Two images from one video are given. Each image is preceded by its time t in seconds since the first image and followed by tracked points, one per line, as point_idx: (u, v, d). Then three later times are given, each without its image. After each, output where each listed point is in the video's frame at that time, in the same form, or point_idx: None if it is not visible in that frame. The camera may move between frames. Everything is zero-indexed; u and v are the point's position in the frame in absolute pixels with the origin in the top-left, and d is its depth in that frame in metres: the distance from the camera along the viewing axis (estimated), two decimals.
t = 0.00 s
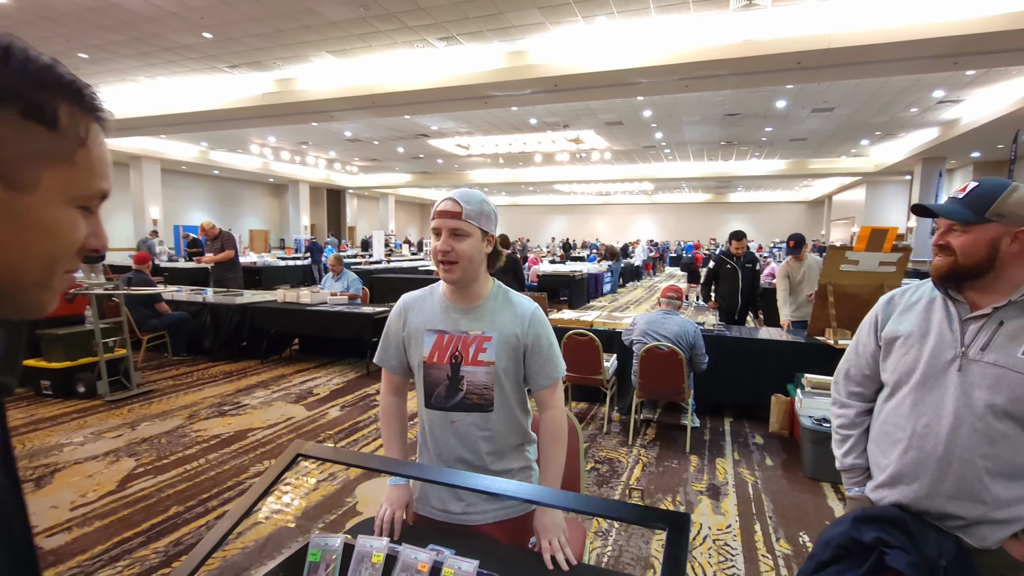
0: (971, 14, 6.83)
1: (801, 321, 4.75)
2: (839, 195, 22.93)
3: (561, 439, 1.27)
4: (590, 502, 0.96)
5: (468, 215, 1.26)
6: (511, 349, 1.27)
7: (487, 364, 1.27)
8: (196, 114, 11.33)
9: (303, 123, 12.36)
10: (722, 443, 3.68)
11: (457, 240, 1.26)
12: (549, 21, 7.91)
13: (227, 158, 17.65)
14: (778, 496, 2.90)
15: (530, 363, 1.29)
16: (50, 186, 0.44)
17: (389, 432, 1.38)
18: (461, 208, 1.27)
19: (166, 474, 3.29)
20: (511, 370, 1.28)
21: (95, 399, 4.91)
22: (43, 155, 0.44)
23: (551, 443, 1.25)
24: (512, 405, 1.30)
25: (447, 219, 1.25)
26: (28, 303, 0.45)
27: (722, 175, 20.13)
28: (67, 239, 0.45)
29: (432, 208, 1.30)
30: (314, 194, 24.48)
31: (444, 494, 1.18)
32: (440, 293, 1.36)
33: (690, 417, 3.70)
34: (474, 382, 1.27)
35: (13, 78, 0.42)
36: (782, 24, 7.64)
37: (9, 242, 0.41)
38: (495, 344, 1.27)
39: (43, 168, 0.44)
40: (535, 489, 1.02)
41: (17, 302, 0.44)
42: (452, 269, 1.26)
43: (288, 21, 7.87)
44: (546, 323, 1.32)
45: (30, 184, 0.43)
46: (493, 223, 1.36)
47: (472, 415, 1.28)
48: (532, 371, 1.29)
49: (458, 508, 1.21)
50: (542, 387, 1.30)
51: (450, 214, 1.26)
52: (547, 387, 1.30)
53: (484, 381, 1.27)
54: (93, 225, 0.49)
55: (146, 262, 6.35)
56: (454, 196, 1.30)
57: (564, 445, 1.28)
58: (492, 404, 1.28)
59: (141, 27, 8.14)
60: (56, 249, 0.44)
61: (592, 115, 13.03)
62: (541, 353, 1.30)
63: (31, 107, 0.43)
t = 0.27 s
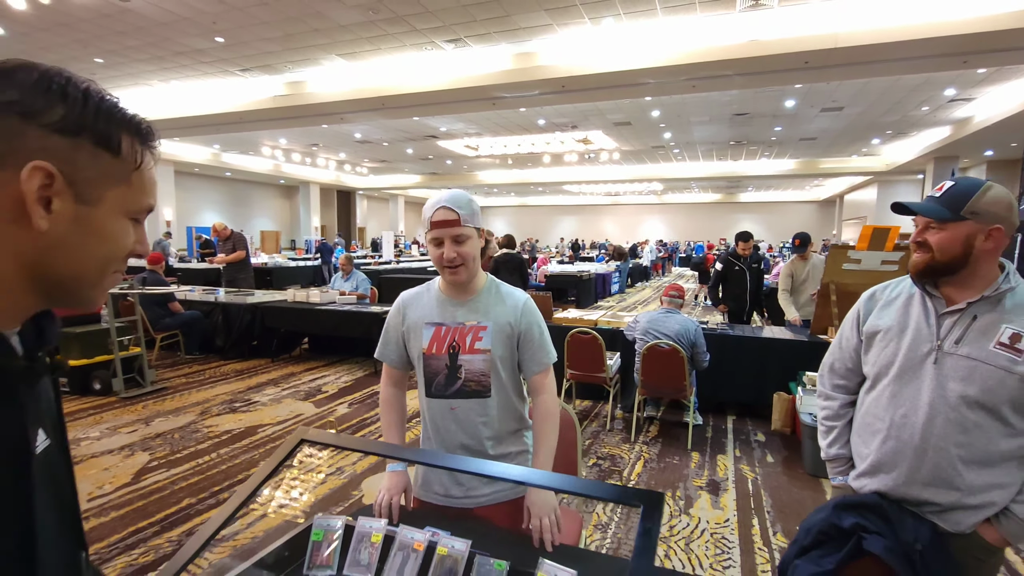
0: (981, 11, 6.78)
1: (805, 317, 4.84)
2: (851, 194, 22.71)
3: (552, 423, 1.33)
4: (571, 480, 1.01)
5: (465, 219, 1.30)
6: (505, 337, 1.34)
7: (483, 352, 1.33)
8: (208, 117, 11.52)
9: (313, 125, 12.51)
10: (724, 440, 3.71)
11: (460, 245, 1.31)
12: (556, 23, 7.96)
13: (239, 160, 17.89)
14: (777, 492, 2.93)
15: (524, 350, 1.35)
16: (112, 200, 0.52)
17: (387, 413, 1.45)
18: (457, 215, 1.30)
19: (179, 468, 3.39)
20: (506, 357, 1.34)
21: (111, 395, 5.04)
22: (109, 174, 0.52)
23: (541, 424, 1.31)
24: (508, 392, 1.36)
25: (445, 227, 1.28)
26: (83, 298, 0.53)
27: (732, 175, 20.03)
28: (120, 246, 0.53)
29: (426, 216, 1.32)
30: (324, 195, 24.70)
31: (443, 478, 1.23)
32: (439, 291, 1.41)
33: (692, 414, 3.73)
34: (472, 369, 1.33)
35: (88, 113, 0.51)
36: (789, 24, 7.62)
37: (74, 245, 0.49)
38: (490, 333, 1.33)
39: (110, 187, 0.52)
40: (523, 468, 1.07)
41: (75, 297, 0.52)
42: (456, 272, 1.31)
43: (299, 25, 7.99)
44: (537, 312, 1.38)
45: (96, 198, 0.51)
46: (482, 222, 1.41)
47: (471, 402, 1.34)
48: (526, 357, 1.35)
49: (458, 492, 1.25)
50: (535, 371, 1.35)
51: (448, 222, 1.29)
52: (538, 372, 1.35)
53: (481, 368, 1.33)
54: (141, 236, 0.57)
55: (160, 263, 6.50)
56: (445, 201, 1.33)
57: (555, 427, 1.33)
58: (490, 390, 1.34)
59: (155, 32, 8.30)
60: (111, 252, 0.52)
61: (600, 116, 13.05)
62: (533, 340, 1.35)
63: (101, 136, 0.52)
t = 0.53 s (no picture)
0: (994, 9, 6.71)
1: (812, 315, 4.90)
2: (864, 194, 22.46)
3: (556, 401, 1.42)
4: (563, 461, 1.06)
5: (464, 222, 1.34)
6: (505, 325, 1.40)
7: (484, 341, 1.39)
8: (222, 119, 11.72)
9: (324, 126, 12.66)
10: (728, 438, 3.74)
11: (457, 246, 1.35)
12: (564, 24, 7.99)
13: (252, 161, 18.13)
14: (778, 487, 2.96)
15: (524, 336, 1.42)
16: (158, 206, 0.64)
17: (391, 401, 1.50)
18: (457, 217, 1.34)
19: (192, 460, 3.48)
20: (506, 344, 1.41)
21: (127, 390, 5.18)
22: (154, 183, 0.64)
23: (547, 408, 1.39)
24: (510, 378, 1.42)
25: (444, 228, 1.33)
26: (127, 286, 0.65)
27: (742, 175, 19.91)
28: (159, 242, 0.64)
29: (429, 215, 1.36)
30: (336, 196, 24.92)
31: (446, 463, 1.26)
32: (441, 285, 1.48)
33: (695, 411, 3.76)
34: (474, 357, 1.39)
35: (140, 133, 0.63)
36: (799, 24, 7.60)
37: (120, 239, 0.60)
38: (490, 321, 1.39)
39: (154, 194, 0.63)
40: (517, 450, 1.12)
41: (122, 283, 0.64)
42: (455, 271, 1.37)
43: (310, 28, 8.12)
44: (535, 300, 1.44)
45: (144, 203, 0.62)
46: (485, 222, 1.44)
47: (474, 389, 1.39)
48: (525, 343, 1.42)
49: (460, 479, 1.29)
50: (536, 357, 1.42)
51: (448, 223, 1.33)
52: (540, 356, 1.42)
53: (482, 355, 1.39)
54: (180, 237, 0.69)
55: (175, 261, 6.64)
56: (449, 201, 1.37)
57: (557, 412, 1.41)
58: (491, 376, 1.40)
59: (171, 36, 8.48)
60: (151, 247, 0.63)
61: (609, 116, 13.05)
62: (533, 327, 1.42)
63: (150, 153, 0.63)
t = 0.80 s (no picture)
0: (1007, 7, 6.66)
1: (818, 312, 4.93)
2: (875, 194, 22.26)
3: (579, 389, 1.46)
4: (560, 446, 1.11)
5: (472, 220, 1.40)
6: (515, 317, 1.45)
7: (494, 331, 1.44)
8: (234, 119, 11.88)
9: (334, 126, 12.79)
10: (732, 435, 3.77)
11: (461, 241, 1.42)
12: (572, 24, 8.03)
13: (263, 161, 18.33)
14: (780, 483, 2.99)
15: (535, 330, 1.48)
16: (190, 207, 0.72)
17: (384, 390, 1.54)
18: (466, 214, 1.41)
19: (205, 452, 3.57)
20: (516, 335, 1.46)
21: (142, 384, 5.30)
22: (188, 187, 0.72)
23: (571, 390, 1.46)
24: (518, 367, 1.48)
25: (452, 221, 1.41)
26: (160, 278, 0.72)
27: (752, 175, 19.79)
28: (188, 241, 0.72)
29: (445, 207, 1.45)
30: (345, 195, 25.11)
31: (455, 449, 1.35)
32: (453, 275, 1.55)
33: (699, 408, 3.79)
34: (484, 347, 1.44)
35: (178, 141, 0.71)
36: (808, 23, 7.58)
37: (158, 236, 0.68)
38: (500, 313, 1.45)
39: (187, 197, 0.71)
40: (516, 436, 1.17)
41: (157, 275, 0.71)
42: (456, 263, 1.43)
43: (321, 29, 8.22)
44: (546, 293, 1.50)
45: (179, 205, 0.71)
46: (501, 225, 1.48)
47: (482, 377, 1.45)
48: (537, 335, 1.48)
49: (468, 467, 1.37)
50: (548, 348, 1.49)
51: (457, 217, 1.41)
52: (552, 347, 1.48)
53: (491, 345, 1.44)
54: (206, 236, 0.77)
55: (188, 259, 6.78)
56: (465, 197, 1.44)
57: (583, 396, 1.45)
58: (500, 366, 1.45)
59: (185, 38, 8.62)
60: (183, 244, 0.71)
61: (618, 115, 13.06)
62: (544, 320, 1.48)
63: (187, 159, 0.72)
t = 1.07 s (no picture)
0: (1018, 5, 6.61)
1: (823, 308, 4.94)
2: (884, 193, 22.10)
3: (594, 380, 1.50)
4: (564, 437, 1.14)
5: (488, 211, 1.44)
6: (530, 313, 1.47)
7: (508, 326, 1.46)
8: (243, 119, 11.98)
9: (342, 125, 12.86)
10: (736, 433, 3.78)
11: (476, 231, 1.45)
12: (578, 24, 8.05)
13: (271, 160, 18.46)
14: (784, 481, 3.00)
15: (551, 326, 1.49)
16: (207, 204, 0.75)
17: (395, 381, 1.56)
18: (484, 205, 1.45)
19: (215, 447, 3.63)
20: (530, 330, 1.47)
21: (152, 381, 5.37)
22: (205, 184, 0.75)
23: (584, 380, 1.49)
24: (531, 363, 1.50)
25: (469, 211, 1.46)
26: (177, 272, 0.75)
27: (759, 174, 19.68)
28: (204, 235, 0.75)
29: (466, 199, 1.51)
30: (352, 194, 25.21)
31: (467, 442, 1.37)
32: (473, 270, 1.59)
33: (704, 406, 3.81)
34: (497, 341, 1.46)
35: (195, 141, 0.74)
36: (816, 22, 7.55)
37: (175, 231, 0.72)
38: (515, 308, 1.47)
39: (204, 194, 0.75)
40: (521, 427, 1.20)
41: (175, 269, 0.75)
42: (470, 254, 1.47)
43: (329, 30, 8.27)
44: (562, 291, 1.51)
45: (196, 201, 0.74)
46: (520, 221, 1.50)
47: (496, 371, 1.47)
48: (552, 332, 1.49)
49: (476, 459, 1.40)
50: (563, 344, 1.50)
51: (474, 207, 1.46)
52: (567, 343, 1.49)
53: (505, 340, 1.46)
54: (223, 232, 0.80)
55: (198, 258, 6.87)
56: (486, 190, 1.49)
57: (596, 388, 1.48)
58: (513, 360, 1.47)
59: (194, 39, 8.70)
60: (200, 239, 0.75)
61: (624, 115, 13.05)
62: (560, 317, 1.49)
63: (203, 158, 0.74)
